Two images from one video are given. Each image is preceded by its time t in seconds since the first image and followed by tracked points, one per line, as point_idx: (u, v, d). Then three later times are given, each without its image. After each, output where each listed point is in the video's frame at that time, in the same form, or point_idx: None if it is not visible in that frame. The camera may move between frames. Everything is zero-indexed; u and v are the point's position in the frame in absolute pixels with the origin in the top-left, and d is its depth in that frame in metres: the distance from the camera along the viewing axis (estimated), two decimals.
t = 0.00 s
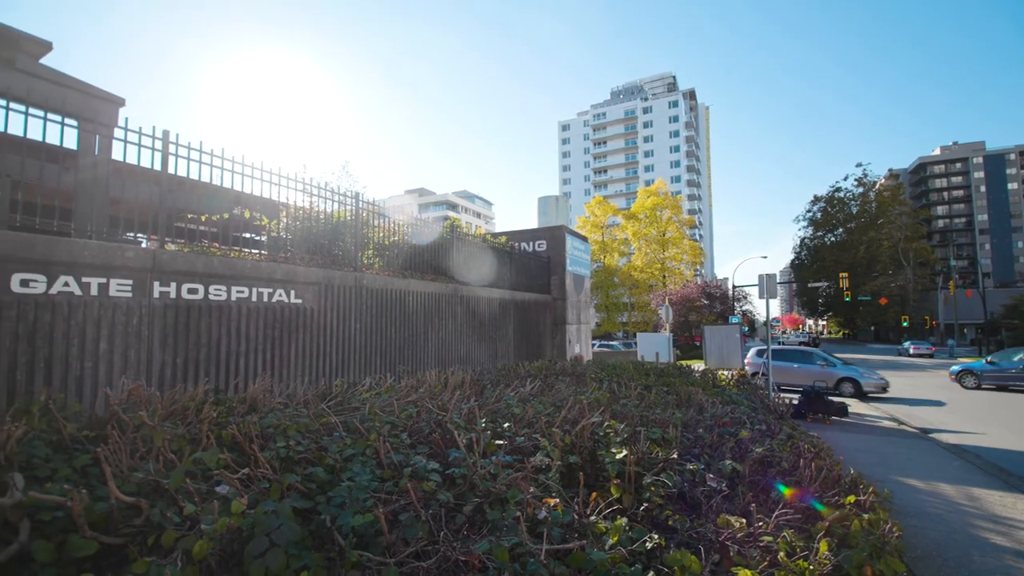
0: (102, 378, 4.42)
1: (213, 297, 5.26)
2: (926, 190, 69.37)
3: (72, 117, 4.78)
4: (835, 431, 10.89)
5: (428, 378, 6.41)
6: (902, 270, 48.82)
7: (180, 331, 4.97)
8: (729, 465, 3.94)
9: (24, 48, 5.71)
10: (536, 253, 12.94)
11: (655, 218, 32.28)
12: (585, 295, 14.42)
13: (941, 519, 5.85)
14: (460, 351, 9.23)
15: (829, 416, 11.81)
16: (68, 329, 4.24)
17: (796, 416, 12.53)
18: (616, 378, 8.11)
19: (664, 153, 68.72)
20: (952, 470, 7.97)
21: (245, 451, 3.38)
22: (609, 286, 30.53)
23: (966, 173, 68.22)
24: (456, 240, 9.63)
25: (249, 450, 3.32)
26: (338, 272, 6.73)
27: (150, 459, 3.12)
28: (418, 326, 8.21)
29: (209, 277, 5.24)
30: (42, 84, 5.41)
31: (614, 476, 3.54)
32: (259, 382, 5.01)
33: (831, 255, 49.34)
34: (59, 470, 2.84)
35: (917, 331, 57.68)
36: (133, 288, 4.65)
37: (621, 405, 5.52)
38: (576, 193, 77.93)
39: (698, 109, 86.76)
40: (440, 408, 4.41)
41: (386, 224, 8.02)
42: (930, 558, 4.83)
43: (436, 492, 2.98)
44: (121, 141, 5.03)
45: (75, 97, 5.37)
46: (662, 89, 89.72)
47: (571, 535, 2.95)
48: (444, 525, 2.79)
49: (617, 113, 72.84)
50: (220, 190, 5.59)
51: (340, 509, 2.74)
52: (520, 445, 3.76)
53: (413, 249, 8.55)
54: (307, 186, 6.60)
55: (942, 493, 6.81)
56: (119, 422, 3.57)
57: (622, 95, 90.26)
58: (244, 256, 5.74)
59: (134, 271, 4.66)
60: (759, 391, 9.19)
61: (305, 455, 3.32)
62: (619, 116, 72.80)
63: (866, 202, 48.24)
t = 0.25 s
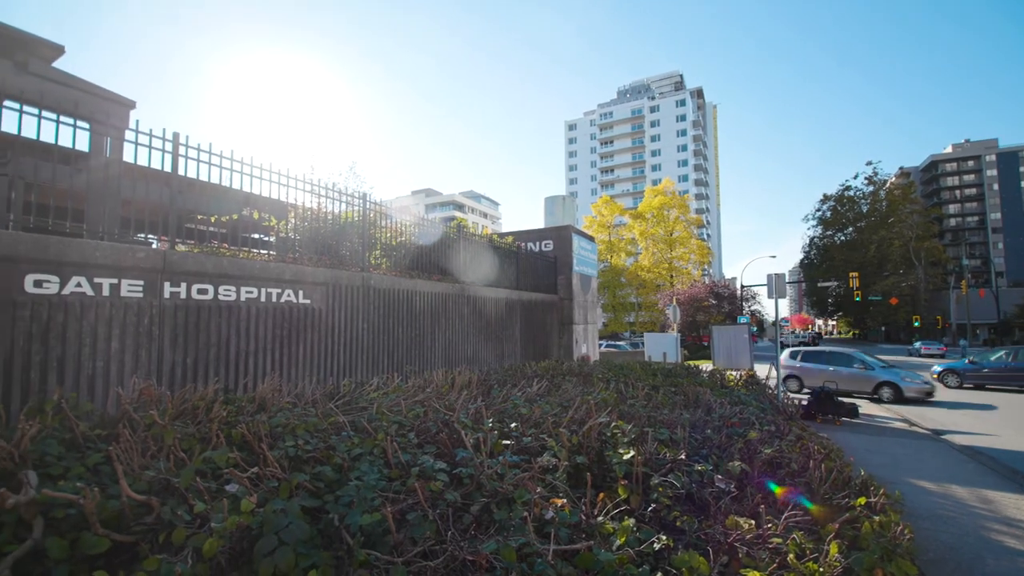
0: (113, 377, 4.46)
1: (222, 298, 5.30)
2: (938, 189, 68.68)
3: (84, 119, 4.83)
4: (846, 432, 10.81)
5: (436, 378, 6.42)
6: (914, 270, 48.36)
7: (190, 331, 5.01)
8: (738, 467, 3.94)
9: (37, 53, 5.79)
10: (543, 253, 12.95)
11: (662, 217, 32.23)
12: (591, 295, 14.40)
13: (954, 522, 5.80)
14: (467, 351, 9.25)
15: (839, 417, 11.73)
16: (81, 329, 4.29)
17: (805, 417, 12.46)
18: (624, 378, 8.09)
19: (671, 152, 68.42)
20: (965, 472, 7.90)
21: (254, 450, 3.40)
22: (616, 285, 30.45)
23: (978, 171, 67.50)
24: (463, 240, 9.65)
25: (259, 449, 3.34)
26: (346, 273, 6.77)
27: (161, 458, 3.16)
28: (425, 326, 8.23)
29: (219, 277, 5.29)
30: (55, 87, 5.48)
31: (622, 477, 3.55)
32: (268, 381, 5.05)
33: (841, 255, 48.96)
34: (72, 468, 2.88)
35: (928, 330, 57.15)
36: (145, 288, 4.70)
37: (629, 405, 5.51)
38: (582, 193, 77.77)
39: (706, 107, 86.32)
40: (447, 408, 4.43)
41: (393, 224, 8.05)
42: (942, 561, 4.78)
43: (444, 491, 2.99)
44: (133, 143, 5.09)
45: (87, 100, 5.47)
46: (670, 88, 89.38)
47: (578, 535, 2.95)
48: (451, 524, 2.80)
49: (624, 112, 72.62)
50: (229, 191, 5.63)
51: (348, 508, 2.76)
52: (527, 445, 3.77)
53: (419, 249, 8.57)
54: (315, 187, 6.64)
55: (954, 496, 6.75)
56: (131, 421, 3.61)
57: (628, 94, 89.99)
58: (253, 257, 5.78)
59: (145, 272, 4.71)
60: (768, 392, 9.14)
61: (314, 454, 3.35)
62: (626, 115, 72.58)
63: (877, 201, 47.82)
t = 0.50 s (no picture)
0: (124, 376, 4.51)
1: (231, 298, 5.35)
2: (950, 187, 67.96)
3: (95, 122, 4.89)
4: (856, 433, 10.74)
5: (443, 378, 6.43)
6: (925, 269, 47.89)
7: (200, 331, 5.06)
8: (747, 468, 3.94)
9: (49, 56, 5.88)
10: (549, 253, 12.94)
11: (669, 217, 32.24)
12: (598, 295, 14.39)
13: (966, 525, 5.74)
14: (474, 351, 9.27)
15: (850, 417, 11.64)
16: (93, 328, 4.34)
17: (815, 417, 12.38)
18: (631, 378, 8.07)
19: (679, 151, 68.13)
20: (977, 474, 7.82)
21: (263, 449, 3.43)
22: (622, 285, 30.37)
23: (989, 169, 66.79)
24: (469, 240, 9.67)
25: (268, 448, 3.37)
26: (353, 273, 6.81)
27: (171, 456, 3.20)
28: (432, 325, 8.26)
29: (228, 277, 5.33)
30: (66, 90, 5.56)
31: (629, 477, 3.55)
32: (276, 381, 5.08)
33: (850, 254, 48.58)
34: (85, 466, 2.92)
35: (938, 330, 56.61)
36: (155, 288, 4.75)
37: (636, 405, 5.50)
38: (589, 193, 77.61)
39: (713, 106, 85.95)
40: (454, 408, 4.44)
41: (400, 225, 8.08)
42: (954, 564, 4.74)
43: (451, 491, 3.00)
44: (143, 145, 5.14)
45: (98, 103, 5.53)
46: (677, 87, 89.01)
47: (585, 536, 2.96)
48: (458, 524, 2.82)
49: (631, 111, 72.41)
50: (238, 192, 5.68)
51: (355, 507, 2.78)
52: (534, 445, 3.78)
53: (426, 249, 8.60)
54: (323, 188, 6.67)
55: (967, 498, 6.68)
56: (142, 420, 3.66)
57: (635, 93, 89.71)
58: (261, 257, 5.83)
59: (155, 272, 4.76)
60: (777, 392, 9.09)
61: (322, 453, 3.37)
62: (633, 114, 72.36)
63: (887, 199, 47.38)
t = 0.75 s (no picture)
0: (136, 376, 4.57)
1: (241, 298, 5.40)
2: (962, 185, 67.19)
3: (108, 125, 4.96)
4: (867, 435, 10.66)
5: (451, 378, 6.45)
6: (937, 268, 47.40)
7: (210, 330, 5.11)
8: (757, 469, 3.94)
9: (62, 61, 5.95)
10: (556, 253, 12.95)
11: (677, 216, 32.10)
12: (605, 295, 14.37)
13: (980, 528, 5.69)
14: (481, 351, 9.30)
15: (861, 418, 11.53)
16: (105, 328, 4.40)
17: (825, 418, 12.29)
18: (639, 379, 8.06)
19: (687, 150, 67.80)
20: (991, 476, 7.74)
21: (272, 448, 3.46)
22: (630, 285, 30.34)
23: (1004, 166, 65.84)
24: (476, 240, 9.69)
25: (277, 447, 3.40)
26: (362, 273, 6.84)
27: (183, 455, 3.24)
28: (439, 325, 8.29)
29: (238, 278, 5.38)
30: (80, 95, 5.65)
31: (638, 478, 3.56)
32: (286, 380, 5.13)
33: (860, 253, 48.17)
34: (97, 465, 2.96)
35: (950, 330, 56.01)
36: (166, 289, 4.80)
37: (644, 406, 5.49)
38: (596, 192, 77.43)
39: (722, 105, 85.52)
40: (462, 408, 4.45)
41: (407, 225, 8.11)
42: (968, 567, 4.70)
43: (459, 491, 3.02)
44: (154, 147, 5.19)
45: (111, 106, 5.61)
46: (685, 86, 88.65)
47: (593, 536, 2.96)
48: (466, 523, 2.83)
49: (639, 110, 72.17)
50: (247, 193, 5.73)
51: (364, 506, 2.80)
52: (542, 445, 3.79)
53: (433, 249, 8.63)
54: (331, 188, 6.71)
55: (981, 501, 6.61)
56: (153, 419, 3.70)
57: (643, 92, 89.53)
58: (270, 258, 5.88)
59: (166, 273, 4.81)
60: (786, 392, 9.05)
61: (331, 453, 3.40)
62: (640, 113, 72.12)
63: (899, 197, 46.91)
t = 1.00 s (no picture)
0: (149, 376, 4.62)
1: (252, 298, 5.45)
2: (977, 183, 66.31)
3: (121, 127, 5.02)
4: (880, 436, 10.56)
5: (459, 377, 6.47)
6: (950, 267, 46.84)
7: (221, 330, 5.16)
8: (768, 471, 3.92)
9: (77, 64, 6.03)
10: (564, 253, 12.95)
11: (686, 215, 31.98)
12: (614, 295, 14.35)
13: (995, 531, 5.63)
14: (489, 351, 9.32)
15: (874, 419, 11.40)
16: (119, 328, 4.46)
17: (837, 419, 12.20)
18: (648, 379, 8.04)
19: (696, 149, 67.45)
20: (1007, 479, 7.65)
21: (283, 447, 3.50)
22: (638, 284, 30.29)
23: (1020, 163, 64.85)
24: (484, 241, 9.70)
25: (288, 446, 3.44)
26: (371, 273, 6.88)
27: (195, 454, 3.28)
28: (448, 325, 8.31)
29: (249, 278, 5.43)
30: (95, 97, 5.72)
31: (647, 479, 3.55)
32: (295, 380, 5.17)
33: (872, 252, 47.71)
34: (111, 463, 3.01)
35: (964, 330, 55.31)
36: (178, 289, 4.86)
37: (653, 406, 5.48)
38: (604, 192, 77.25)
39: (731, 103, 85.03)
40: (470, 408, 4.46)
41: (415, 226, 8.14)
42: (983, 571, 4.65)
43: (467, 491, 3.03)
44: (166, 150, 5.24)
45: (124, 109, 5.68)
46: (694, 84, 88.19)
47: (602, 537, 2.97)
48: (475, 523, 2.84)
49: (647, 109, 71.90)
50: (258, 195, 5.77)
51: (373, 505, 2.82)
52: (550, 445, 3.80)
53: (442, 249, 8.65)
54: (340, 189, 6.75)
55: (997, 504, 6.53)
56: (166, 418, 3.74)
57: (651, 91, 89.28)
58: (280, 259, 5.92)
59: (179, 273, 4.86)
60: (797, 393, 8.99)
61: (340, 452, 3.43)
62: (649, 112, 71.85)
63: (912, 196, 46.38)
